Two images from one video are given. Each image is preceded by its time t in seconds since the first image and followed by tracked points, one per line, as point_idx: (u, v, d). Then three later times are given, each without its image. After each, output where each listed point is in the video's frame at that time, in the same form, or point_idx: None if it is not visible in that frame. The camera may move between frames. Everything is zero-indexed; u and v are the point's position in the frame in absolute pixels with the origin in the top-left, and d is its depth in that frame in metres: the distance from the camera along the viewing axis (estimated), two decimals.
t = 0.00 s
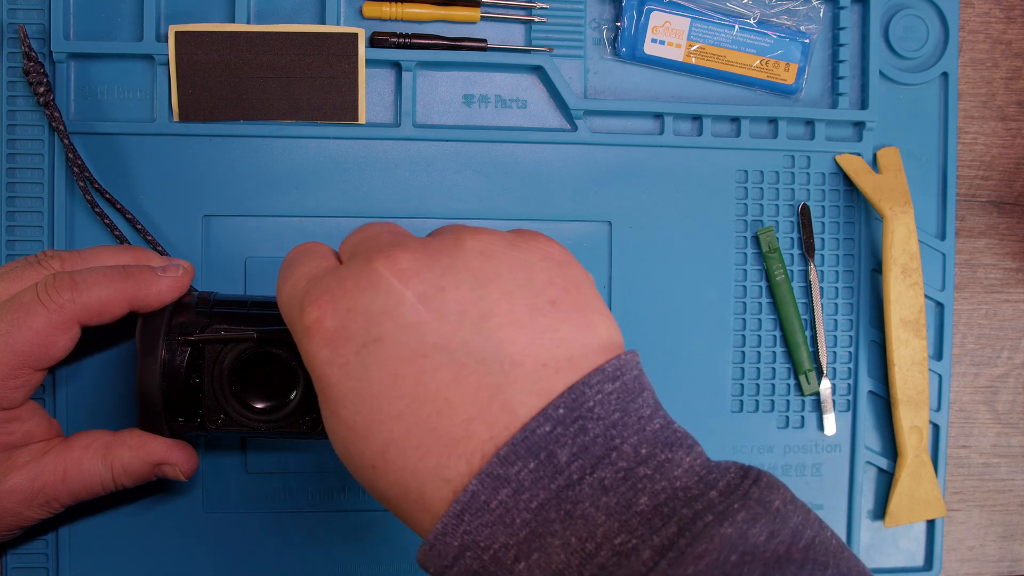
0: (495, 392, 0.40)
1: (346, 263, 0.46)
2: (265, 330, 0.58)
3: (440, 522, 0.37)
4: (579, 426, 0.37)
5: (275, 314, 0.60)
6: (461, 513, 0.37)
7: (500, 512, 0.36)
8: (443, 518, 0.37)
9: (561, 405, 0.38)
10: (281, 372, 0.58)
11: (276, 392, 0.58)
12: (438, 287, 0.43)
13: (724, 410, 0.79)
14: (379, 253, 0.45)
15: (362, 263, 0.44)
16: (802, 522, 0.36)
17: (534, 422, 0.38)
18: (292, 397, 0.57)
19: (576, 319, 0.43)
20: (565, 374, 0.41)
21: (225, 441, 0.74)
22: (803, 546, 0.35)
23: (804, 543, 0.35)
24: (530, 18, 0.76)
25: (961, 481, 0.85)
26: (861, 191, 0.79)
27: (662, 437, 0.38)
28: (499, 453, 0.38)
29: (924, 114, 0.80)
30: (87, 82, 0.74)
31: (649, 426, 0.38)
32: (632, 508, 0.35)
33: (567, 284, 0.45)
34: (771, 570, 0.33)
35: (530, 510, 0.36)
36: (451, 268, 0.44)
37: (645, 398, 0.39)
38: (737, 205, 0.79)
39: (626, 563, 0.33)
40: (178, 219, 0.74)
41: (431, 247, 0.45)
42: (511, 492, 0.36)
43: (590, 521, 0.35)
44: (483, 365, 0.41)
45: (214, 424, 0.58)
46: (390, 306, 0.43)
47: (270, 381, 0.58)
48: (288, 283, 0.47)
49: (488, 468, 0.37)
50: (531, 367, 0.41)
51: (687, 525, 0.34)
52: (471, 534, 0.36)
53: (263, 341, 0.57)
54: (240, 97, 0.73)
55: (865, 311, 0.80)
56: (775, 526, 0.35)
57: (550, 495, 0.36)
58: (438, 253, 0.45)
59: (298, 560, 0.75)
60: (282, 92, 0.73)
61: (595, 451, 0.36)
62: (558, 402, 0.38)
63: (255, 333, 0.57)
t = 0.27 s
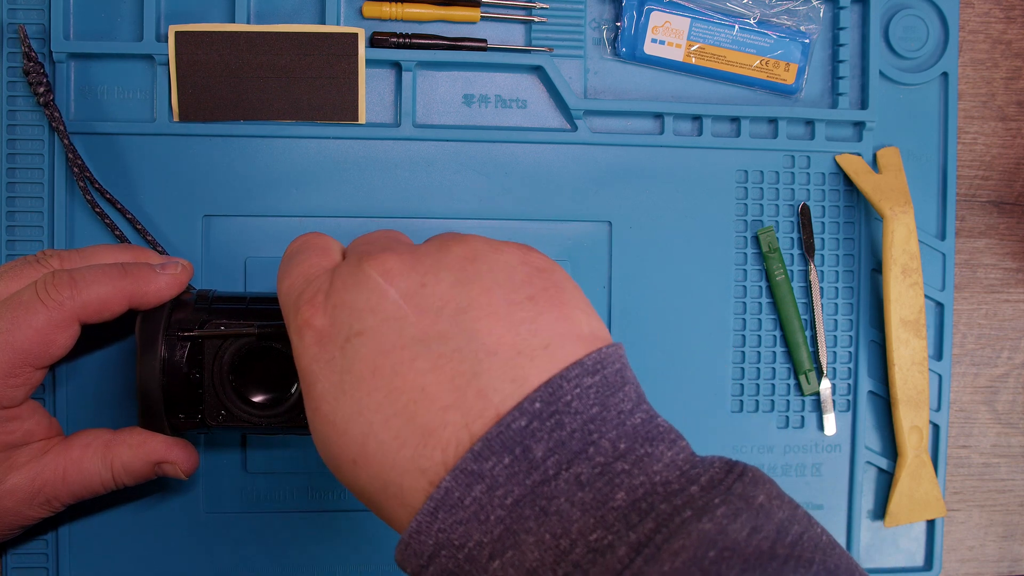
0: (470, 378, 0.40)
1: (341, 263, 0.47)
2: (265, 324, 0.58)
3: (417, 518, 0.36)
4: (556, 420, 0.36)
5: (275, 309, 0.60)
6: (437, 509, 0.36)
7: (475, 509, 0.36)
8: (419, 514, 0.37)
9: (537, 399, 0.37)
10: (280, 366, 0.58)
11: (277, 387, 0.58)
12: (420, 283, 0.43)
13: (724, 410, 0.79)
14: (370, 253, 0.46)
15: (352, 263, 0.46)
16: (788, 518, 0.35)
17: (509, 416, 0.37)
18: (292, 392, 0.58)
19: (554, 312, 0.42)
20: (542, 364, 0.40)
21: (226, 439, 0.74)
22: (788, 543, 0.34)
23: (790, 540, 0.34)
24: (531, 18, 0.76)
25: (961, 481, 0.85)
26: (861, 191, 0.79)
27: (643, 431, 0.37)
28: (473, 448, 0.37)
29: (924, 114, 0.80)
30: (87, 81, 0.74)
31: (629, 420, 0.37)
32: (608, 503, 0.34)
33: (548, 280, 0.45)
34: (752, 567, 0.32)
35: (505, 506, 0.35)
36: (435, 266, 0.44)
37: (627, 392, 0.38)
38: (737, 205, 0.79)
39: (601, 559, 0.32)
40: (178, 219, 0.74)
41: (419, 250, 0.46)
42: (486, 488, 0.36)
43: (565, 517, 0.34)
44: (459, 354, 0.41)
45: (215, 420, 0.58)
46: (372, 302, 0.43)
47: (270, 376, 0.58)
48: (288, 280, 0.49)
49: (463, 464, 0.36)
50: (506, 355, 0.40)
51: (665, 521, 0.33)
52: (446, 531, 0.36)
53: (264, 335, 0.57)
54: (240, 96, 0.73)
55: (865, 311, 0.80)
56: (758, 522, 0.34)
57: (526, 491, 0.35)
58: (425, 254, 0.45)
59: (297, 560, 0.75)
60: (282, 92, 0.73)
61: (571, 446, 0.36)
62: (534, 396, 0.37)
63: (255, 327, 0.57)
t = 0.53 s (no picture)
0: (477, 398, 0.40)
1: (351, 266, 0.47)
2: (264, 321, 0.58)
3: (417, 535, 0.36)
4: (556, 439, 0.37)
5: (274, 306, 0.60)
6: (437, 526, 0.36)
7: (475, 527, 0.36)
8: (419, 532, 0.37)
9: (538, 418, 0.37)
10: (280, 364, 0.58)
11: (277, 384, 0.58)
12: (430, 295, 0.43)
13: (724, 410, 0.79)
14: (379, 258, 0.46)
15: (362, 267, 0.46)
16: (787, 537, 0.35)
17: (510, 435, 0.37)
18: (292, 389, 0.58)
19: (563, 334, 0.42)
20: (550, 387, 0.40)
21: (226, 439, 0.74)
22: (788, 562, 0.34)
23: (789, 560, 0.34)
24: (530, 17, 0.76)
25: (961, 481, 0.85)
26: (861, 192, 0.79)
27: (643, 450, 0.37)
28: (474, 467, 0.37)
29: (924, 114, 0.80)
30: (87, 82, 0.74)
31: (629, 440, 0.37)
32: (609, 523, 0.34)
33: (556, 293, 0.45)
34: None
35: (506, 524, 0.35)
36: (446, 278, 0.44)
37: (627, 412, 0.39)
38: (737, 205, 0.79)
39: None
40: (178, 219, 0.74)
41: (430, 259, 0.46)
42: (487, 506, 0.36)
43: (566, 536, 0.34)
44: (466, 372, 0.41)
45: (216, 419, 0.58)
46: (380, 310, 0.43)
47: (270, 374, 0.58)
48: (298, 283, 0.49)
49: (464, 482, 0.37)
50: (514, 376, 0.40)
51: (665, 539, 0.33)
52: (446, 548, 0.36)
53: (264, 333, 0.57)
54: (240, 97, 0.73)
55: (865, 311, 0.80)
56: (758, 541, 0.34)
57: (526, 510, 0.35)
58: (437, 265, 0.45)
59: (297, 560, 0.75)
60: (282, 92, 0.73)
61: (572, 465, 0.36)
62: (534, 415, 0.37)
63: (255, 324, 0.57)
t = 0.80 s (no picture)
0: (474, 407, 0.40)
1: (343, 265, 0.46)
2: (263, 319, 0.58)
3: (413, 536, 0.36)
4: (552, 440, 0.37)
5: (272, 303, 0.60)
6: (433, 527, 0.36)
7: (471, 527, 0.35)
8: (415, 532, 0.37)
9: (534, 419, 0.37)
10: (280, 362, 0.58)
11: (277, 383, 0.58)
12: (425, 298, 0.43)
13: (724, 410, 0.79)
14: (373, 258, 0.45)
15: (356, 267, 0.45)
16: (781, 538, 0.35)
17: (505, 436, 0.37)
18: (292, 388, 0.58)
19: (563, 340, 0.42)
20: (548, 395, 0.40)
21: (225, 438, 0.74)
22: (781, 562, 0.34)
23: (782, 559, 0.34)
24: (530, 18, 0.76)
25: (961, 481, 0.85)
26: (862, 191, 0.79)
27: (638, 451, 0.37)
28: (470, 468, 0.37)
29: (924, 113, 0.80)
30: (86, 82, 0.74)
31: (625, 440, 0.37)
32: (603, 523, 0.34)
33: (557, 293, 0.45)
34: None
35: (501, 524, 0.35)
36: (441, 279, 0.43)
37: (623, 413, 0.39)
38: (737, 205, 0.79)
39: None
40: (178, 219, 0.74)
41: (424, 258, 0.45)
42: (483, 507, 0.36)
43: (561, 536, 0.34)
44: (463, 380, 0.40)
45: (216, 418, 0.58)
46: (375, 314, 0.42)
47: (269, 372, 0.58)
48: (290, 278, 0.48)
49: (460, 482, 0.37)
50: (512, 385, 0.40)
51: (660, 540, 0.33)
52: (442, 548, 0.36)
53: (264, 331, 0.57)
54: (240, 96, 0.73)
55: (864, 311, 0.80)
56: (751, 541, 0.34)
57: (522, 510, 0.35)
58: (431, 265, 0.44)
59: (296, 560, 0.75)
60: (282, 92, 0.73)
61: (567, 465, 0.36)
62: (530, 416, 0.38)
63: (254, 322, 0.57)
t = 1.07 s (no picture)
0: (472, 400, 0.40)
1: (347, 261, 0.46)
2: (264, 317, 0.58)
3: (408, 535, 0.36)
4: (547, 439, 0.37)
5: (273, 300, 0.60)
6: (426, 526, 0.36)
7: (465, 527, 0.35)
8: (409, 531, 0.37)
9: (529, 418, 0.37)
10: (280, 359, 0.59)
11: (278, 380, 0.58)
12: (428, 293, 0.43)
13: (724, 410, 0.79)
14: (378, 254, 0.45)
15: (359, 262, 0.45)
16: (777, 540, 0.35)
17: (500, 436, 0.37)
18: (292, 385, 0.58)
19: (563, 344, 0.42)
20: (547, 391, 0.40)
21: (225, 436, 0.74)
22: (776, 565, 0.34)
23: (778, 562, 0.34)
24: (530, 18, 0.76)
25: (961, 481, 0.85)
26: (862, 191, 0.79)
27: (634, 451, 0.37)
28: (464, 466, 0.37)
29: (924, 113, 0.80)
30: (86, 82, 0.74)
31: (621, 440, 0.37)
32: (598, 524, 0.34)
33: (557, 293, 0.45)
34: None
35: (495, 524, 0.35)
36: (444, 275, 0.44)
37: (619, 412, 0.39)
38: (737, 205, 0.79)
39: None
40: (178, 219, 0.74)
41: (428, 255, 0.45)
42: (477, 507, 0.36)
43: (556, 537, 0.34)
44: (461, 375, 0.40)
45: (216, 415, 0.58)
46: (377, 308, 0.43)
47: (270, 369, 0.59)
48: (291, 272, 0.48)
49: (454, 482, 0.37)
50: (510, 380, 0.40)
51: (655, 542, 0.33)
52: (436, 548, 0.36)
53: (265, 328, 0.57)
54: (240, 96, 0.73)
55: (865, 311, 0.80)
56: (746, 543, 0.34)
57: (516, 510, 0.35)
58: (434, 261, 0.45)
59: (296, 560, 0.75)
60: (282, 92, 0.73)
61: (563, 465, 0.36)
62: (526, 415, 0.37)
63: (255, 319, 0.58)
